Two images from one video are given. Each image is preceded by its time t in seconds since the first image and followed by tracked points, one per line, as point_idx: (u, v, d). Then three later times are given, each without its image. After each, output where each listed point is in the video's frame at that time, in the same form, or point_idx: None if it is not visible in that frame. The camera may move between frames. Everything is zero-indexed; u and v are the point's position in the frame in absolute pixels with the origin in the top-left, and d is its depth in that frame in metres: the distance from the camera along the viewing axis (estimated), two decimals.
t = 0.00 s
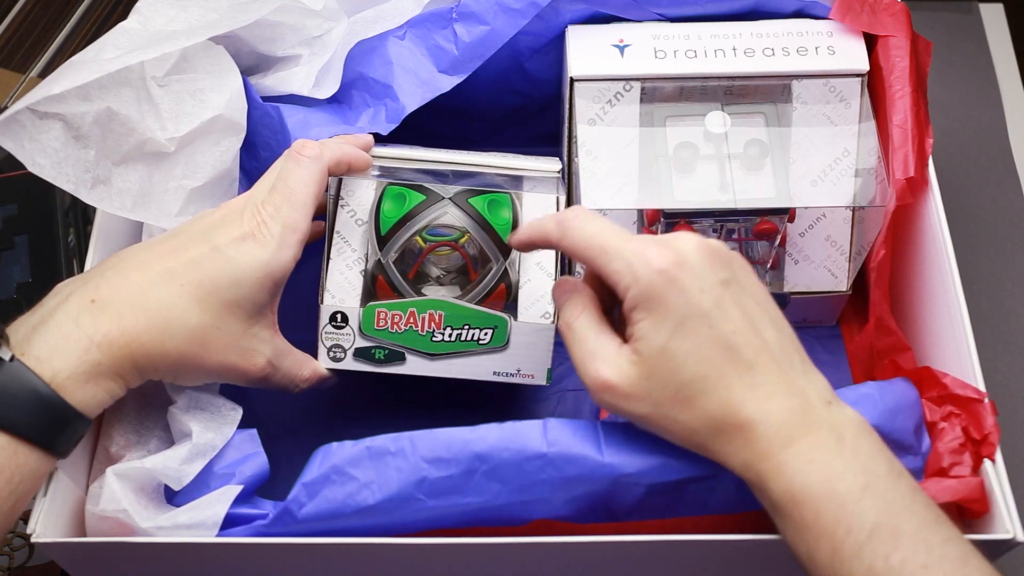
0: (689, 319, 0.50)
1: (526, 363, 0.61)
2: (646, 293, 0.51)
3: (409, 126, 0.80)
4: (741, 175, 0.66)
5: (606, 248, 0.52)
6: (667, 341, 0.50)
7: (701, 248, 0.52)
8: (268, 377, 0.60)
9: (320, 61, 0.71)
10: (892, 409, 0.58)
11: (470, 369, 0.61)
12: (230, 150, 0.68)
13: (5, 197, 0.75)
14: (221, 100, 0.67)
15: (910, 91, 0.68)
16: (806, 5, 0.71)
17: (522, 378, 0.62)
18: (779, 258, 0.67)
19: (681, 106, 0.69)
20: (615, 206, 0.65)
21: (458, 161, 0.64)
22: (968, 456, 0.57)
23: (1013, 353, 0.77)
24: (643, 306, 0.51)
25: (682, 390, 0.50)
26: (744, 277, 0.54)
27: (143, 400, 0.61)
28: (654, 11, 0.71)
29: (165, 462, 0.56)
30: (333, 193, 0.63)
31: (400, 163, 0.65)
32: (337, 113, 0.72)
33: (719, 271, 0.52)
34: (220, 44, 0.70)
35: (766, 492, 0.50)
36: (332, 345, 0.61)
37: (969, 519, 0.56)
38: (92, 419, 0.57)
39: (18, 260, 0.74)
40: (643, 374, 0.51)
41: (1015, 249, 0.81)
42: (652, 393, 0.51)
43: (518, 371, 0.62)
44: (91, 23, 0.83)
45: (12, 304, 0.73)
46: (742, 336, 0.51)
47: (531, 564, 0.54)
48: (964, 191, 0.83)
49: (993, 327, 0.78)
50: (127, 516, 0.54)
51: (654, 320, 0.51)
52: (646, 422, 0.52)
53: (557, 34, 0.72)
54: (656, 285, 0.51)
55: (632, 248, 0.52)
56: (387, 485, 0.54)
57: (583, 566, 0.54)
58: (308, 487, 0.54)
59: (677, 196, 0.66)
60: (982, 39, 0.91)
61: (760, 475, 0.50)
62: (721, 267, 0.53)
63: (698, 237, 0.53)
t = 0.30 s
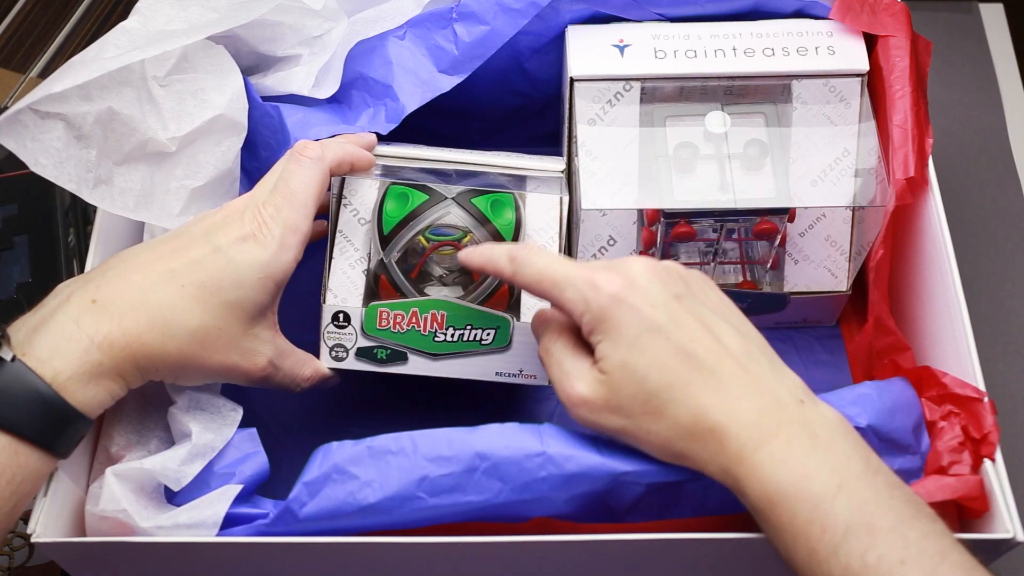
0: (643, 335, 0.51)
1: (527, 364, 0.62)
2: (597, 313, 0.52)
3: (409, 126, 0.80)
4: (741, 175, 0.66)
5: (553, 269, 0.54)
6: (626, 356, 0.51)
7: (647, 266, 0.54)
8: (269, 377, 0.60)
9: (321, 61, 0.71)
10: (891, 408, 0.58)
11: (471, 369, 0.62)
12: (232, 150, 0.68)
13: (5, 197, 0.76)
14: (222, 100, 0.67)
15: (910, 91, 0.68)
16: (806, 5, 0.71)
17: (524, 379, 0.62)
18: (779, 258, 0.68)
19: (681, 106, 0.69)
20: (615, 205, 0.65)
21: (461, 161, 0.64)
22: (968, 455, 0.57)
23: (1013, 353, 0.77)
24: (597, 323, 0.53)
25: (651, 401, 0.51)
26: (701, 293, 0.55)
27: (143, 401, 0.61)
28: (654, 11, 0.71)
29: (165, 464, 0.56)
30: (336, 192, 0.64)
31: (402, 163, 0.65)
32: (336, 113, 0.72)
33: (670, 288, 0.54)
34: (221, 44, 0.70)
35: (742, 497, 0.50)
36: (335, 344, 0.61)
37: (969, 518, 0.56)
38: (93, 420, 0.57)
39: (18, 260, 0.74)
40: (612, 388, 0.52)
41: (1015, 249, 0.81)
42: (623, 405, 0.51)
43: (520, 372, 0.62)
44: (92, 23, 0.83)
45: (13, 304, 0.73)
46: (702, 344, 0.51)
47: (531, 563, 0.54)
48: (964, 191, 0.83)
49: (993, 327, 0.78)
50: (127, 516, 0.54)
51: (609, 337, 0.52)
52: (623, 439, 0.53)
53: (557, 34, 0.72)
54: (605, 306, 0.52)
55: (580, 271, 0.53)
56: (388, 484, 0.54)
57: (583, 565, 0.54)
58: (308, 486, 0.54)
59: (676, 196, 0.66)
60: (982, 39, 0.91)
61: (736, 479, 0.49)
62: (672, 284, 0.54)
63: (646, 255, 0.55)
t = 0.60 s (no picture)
0: (665, 319, 0.51)
1: (530, 361, 0.61)
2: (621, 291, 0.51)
3: (409, 126, 0.80)
4: (741, 175, 0.66)
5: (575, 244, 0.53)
6: (643, 339, 0.51)
7: (676, 247, 0.53)
8: (268, 377, 0.60)
9: (321, 61, 0.71)
10: (891, 408, 0.58)
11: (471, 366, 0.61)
12: (231, 150, 0.68)
13: (4, 197, 0.76)
14: (221, 100, 0.67)
15: (910, 91, 0.68)
16: (806, 5, 0.71)
17: (526, 375, 0.62)
18: (779, 257, 0.68)
19: (681, 106, 0.69)
20: (615, 205, 0.65)
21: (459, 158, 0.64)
22: (968, 455, 0.57)
23: (1013, 352, 0.77)
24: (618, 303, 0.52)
25: (661, 388, 0.50)
26: (723, 279, 0.55)
27: (143, 401, 0.61)
28: (654, 11, 0.71)
29: (164, 464, 0.56)
30: (335, 192, 0.64)
31: (399, 160, 0.65)
32: (336, 113, 0.72)
33: (696, 272, 0.53)
34: (220, 44, 0.70)
35: (745, 489, 0.50)
36: (335, 344, 0.61)
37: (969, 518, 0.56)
38: (91, 419, 0.57)
39: (18, 260, 0.74)
40: (625, 368, 0.51)
41: (1015, 249, 0.81)
42: (632, 388, 0.51)
43: (523, 368, 0.61)
44: (91, 23, 0.83)
45: (12, 304, 0.73)
46: (721, 337, 0.51)
47: (530, 563, 0.54)
48: (964, 191, 0.83)
49: (993, 327, 0.78)
50: (126, 516, 0.54)
51: (632, 317, 0.51)
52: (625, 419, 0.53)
53: (557, 34, 0.72)
54: (631, 285, 0.51)
55: (607, 246, 0.52)
56: (387, 483, 0.54)
57: (582, 565, 0.54)
58: (308, 486, 0.54)
59: (676, 196, 0.66)
60: (982, 39, 0.91)
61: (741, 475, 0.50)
62: (698, 268, 0.53)
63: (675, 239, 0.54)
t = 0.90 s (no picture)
0: (651, 329, 0.53)
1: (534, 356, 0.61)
2: (608, 307, 0.54)
3: (409, 126, 0.80)
4: (741, 175, 0.66)
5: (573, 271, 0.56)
6: (628, 351, 0.53)
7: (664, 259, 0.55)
8: (269, 380, 0.60)
9: (321, 61, 0.71)
10: (891, 409, 0.58)
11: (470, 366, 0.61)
12: (230, 150, 0.68)
13: (4, 197, 0.76)
14: (221, 100, 0.67)
15: (910, 91, 0.67)
16: (806, 5, 0.71)
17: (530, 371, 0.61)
18: (779, 258, 0.68)
19: (681, 106, 0.69)
20: (615, 206, 0.65)
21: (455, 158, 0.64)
22: (969, 456, 0.57)
23: (1013, 353, 0.77)
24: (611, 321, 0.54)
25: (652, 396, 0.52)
26: (720, 286, 0.56)
27: (145, 400, 0.61)
28: (654, 11, 0.71)
29: (164, 464, 0.56)
30: (334, 199, 0.65)
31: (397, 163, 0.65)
32: (336, 115, 0.72)
33: (688, 281, 0.54)
34: (220, 44, 0.70)
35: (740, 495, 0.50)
36: (337, 345, 0.61)
37: (970, 518, 0.56)
38: (91, 419, 0.57)
39: (18, 260, 0.74)
40: (619, 387, 0.54)
41: (1015, 249, 0.81)
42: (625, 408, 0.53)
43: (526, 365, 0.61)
44: (91, 23, 0.83)
45: (12, 304, 0.73)
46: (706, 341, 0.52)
47: (530, 564, 0.54)
48: (964, 191, 0.83)
49: (993, 327, 0.78)
50: (127, 517, 0.54)
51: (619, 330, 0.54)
52: (627, 433, 0.54)
53: (556, 34, 0.72)
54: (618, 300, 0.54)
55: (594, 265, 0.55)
56: (389, 482, 0.54)
57: (581, 565, 0.54)
58: (310, 485, 0.54)
59: (676, 196, 0.65)
60: (982, 39, 0.91)
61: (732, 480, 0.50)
62: (690, 278, 0.55)
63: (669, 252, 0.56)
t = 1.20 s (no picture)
0: (643, 334, 0.53)
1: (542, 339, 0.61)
2: (600, 314, 0.55)
3: (409, 126, 0.80)
4: (740, 175, 0.66)
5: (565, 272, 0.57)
6: (625, 356, 0.53)
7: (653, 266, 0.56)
8: (271, 381, 0.59)
9: (321, 61, 0.71)
10: (890, 410, 0.58)
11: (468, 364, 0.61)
12: (230, 151, 0.68)
13: (4, 197, 0.76)
14: (221, 103, 0.67)
15: (911, 91, 0.67)
16: (806, 5, 0.71)
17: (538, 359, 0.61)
18: (779, 258, 0.68)
19: (682, 106, 0.69)
20: (615, 206, 0.65)
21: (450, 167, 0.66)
22: (968, 457, 0.57)
23: (1013, 353, 0.77)
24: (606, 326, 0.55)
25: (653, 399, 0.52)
26: (714, 292, 0.56)
27: (144, 400, 0.61)
28: (654, 11, 0.71)
29: (163, 462, 0.56)
30: (331, 209, 0.65)
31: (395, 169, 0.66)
32: (337, 116, 0.72)
33: (684, 287, 0.55)
34: (221, 45, 0.70)
35: (739, 499, 0.50)
36: (340, 345, 0.60)
37: (971, 519, 0.56)
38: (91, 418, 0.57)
39: (18, 260, 0.74)
40: (617, 392, 0.54)
41: (1015, 249, 0.81)
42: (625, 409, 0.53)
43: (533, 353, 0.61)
44: (92, 23, 0.83)
45: (12, 304, 0.73)
46: (703, 344, 0.52)
47: (530, 565, 0.54)
48: (964, 191, 0.83)
49: (993, 327, 0.78)
50: (127, 517, 0.54)
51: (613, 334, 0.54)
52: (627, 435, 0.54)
53: (556, 34, 0.72)
54: (610, 307, 0.54)
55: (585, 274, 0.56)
56: (390, 485, 0.54)
57: (581, 566, 0.54)
58: (310, 487, 0.54)
59: (676, 196, 0.65)
60: (982, 39, 0.91)
61: (731, 483, 0.50)
62: (683, 284, 0.55)
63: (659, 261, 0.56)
